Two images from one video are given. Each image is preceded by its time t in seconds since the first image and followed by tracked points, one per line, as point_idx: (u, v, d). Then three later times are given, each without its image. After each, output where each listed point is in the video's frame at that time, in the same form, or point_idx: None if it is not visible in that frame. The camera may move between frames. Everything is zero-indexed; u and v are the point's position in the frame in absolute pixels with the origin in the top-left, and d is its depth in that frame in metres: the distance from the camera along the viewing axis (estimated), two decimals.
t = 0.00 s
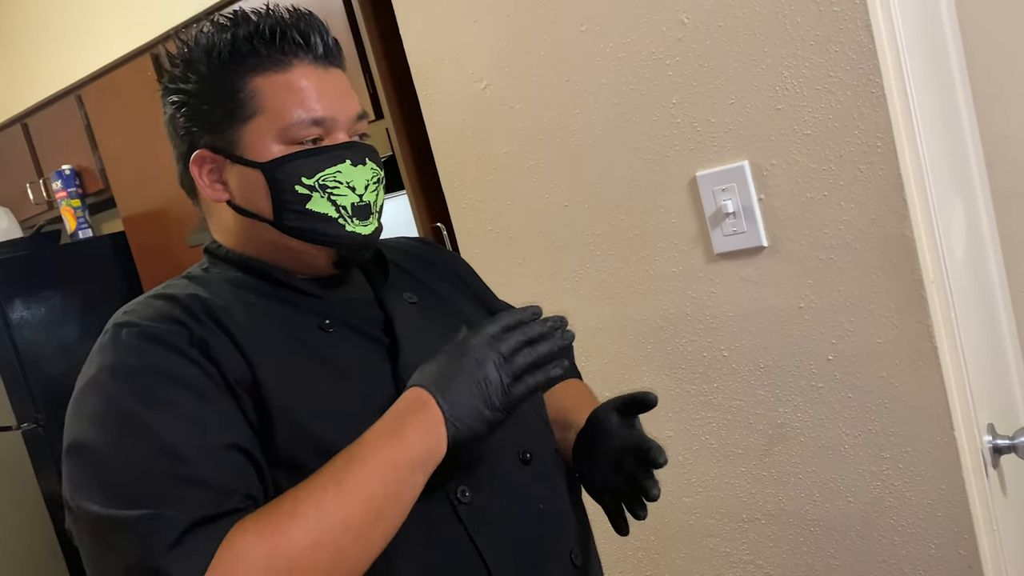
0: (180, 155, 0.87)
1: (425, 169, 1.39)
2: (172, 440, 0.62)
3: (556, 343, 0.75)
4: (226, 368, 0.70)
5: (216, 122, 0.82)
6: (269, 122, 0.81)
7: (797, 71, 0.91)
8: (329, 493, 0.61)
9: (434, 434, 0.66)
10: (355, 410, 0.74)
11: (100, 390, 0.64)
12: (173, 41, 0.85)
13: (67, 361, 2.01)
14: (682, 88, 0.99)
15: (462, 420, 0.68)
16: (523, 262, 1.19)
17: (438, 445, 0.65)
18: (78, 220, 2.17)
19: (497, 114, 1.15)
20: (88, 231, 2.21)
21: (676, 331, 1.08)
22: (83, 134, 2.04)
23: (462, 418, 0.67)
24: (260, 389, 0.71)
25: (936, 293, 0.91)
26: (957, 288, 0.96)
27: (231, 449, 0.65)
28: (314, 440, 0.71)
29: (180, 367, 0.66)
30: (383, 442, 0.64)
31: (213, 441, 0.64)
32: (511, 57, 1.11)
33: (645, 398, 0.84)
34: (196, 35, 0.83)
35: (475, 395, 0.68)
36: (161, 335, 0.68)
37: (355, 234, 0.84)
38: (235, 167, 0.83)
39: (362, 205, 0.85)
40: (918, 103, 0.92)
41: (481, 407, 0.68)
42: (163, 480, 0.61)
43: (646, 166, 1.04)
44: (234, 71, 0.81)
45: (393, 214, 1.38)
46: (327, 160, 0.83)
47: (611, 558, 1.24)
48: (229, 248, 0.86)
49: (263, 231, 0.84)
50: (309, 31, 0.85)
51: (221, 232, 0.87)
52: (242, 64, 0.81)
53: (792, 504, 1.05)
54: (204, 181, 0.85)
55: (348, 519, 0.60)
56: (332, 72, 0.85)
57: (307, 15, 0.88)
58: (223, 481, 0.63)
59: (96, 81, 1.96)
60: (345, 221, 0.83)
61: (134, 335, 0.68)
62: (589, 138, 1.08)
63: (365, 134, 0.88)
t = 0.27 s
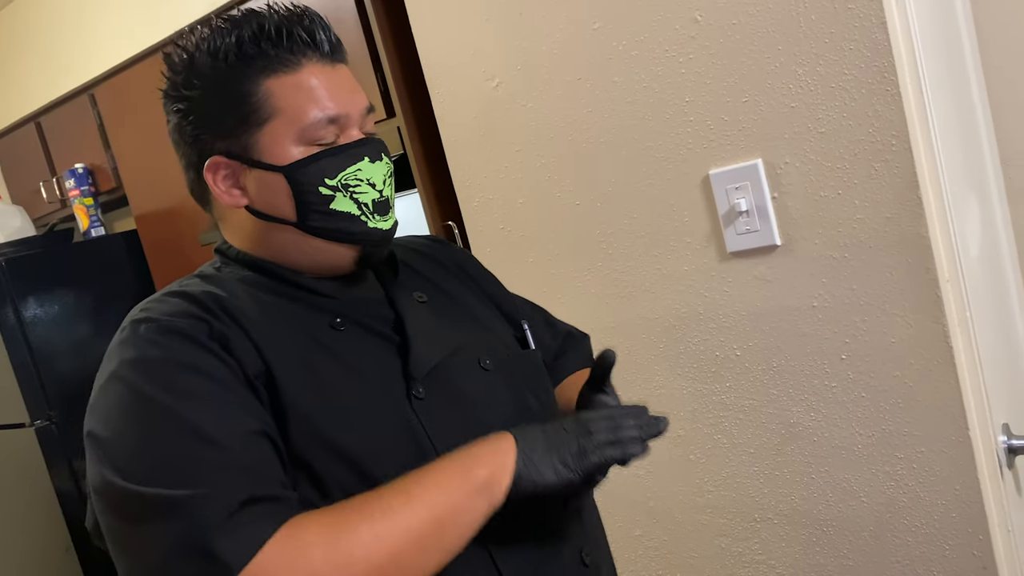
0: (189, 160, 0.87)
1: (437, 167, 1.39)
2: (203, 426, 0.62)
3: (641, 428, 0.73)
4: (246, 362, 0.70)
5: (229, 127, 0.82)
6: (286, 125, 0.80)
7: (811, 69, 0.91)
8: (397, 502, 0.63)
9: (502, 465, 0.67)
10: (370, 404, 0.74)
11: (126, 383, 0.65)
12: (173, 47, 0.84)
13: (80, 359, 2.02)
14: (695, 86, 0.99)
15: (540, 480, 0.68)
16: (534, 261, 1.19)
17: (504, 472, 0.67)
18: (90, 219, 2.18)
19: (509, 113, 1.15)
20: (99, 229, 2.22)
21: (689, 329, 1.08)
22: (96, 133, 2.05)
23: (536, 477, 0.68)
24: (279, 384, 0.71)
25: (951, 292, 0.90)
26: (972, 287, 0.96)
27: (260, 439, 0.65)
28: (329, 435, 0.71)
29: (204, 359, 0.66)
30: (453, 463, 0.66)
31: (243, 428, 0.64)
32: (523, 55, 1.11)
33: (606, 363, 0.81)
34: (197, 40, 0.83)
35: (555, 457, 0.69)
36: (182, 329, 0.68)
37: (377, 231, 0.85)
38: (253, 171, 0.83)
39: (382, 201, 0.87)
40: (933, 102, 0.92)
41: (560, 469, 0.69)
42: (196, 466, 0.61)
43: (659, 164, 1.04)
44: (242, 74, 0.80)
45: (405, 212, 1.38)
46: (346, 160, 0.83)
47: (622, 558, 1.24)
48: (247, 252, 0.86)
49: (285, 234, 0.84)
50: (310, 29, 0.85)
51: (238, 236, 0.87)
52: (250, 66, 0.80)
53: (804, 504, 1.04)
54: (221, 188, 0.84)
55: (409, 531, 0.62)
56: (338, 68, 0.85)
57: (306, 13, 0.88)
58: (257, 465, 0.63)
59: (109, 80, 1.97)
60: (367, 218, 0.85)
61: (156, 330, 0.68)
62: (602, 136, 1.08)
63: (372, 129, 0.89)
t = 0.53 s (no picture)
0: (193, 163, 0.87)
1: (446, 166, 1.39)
2: (215, 422, 0.62)
3: (649, 429, 0.75)
4: (255, 361, 0.70)
5: (216, 136, 0.82)
6: (260, 135, 0.79)
7: (823, 68, 0.91)
8: (418, 508, 0.63)
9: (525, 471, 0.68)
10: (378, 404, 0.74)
11: (138, 379, 0.65)
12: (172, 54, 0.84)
13: (90, 356, 2.03)
14: (705, 85, 0.99)
15: (563, 486, 0.69)
16: (543, 260, 1.19)
17: (524, 478, 0.68)
18: (101, 218, 2.19)
19: (518, 112, 1.15)
20: (110, 228, 2.22)
21: (698, 329, 1.07)
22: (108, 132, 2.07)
23: (559, 483, 0.69)
24: (288, 382, 0.71)
25: (963, 292, 0.90)
26: (984, 287, 0.95)
27: (272, 436, 0.66)
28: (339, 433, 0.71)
29: (214, 357, 0.67)
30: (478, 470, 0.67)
31: (256, 426, 0.64)
32: (533, 54, 1.11)
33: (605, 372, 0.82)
34: (191, 46, 0.82)
35: (576, 462, 0.70)
36: (192, 327, 0.69)
37: (352, 241, 0.82)
38: (234, 178, 0.83)
39: (359, 209, 0.83)
40: (946, 101, 0.91)
41: (579, 474, 0.70)
42: (212, 462, 0.61)
43: (669, 163, 1.04)
44: (222, 83, 0.79)
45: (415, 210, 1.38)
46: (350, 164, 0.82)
47: (631, 558, 1.24)
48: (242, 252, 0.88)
49: (267, 240, 0.84)
50: (293, 29, 0.81)
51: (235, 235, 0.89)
52: (229, 75, 0.79)
53: (814, 504, 1.04)
54: (212, 191, 0.86)
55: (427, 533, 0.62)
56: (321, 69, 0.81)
57: (296, 12, 0.85)
58: (268, 462, 0.63)
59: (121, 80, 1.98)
60: (341, 229, 0.82)
61: (166, 329, 0.68)
62: (612, 135, 1.07)
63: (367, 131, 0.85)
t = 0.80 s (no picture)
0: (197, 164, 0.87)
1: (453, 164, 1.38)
2: (205, 437, 0.62)
3: (631, 422, 0.69)
4: (255, 367, 0.69)
5: (217, 144, 0.81)
6: (259, 141, 0.78)
7: (833, 67, 0.90)
8: (390, 526, 0.61)
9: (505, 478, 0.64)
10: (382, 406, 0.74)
11: (133, 391, 0.64)
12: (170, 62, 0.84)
13: (99, 354, 2.04)
14: (714, 84, 0.98)
15: (550, 478, 0.65)
16: (551, 259, 1.19)
17: (507, 496, 0.63)
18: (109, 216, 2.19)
19: (527, 111, 1.15)
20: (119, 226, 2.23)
21: (707, 329, 1.07)
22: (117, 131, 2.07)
23: (544, 474, 0.65)
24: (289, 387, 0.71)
25: (973, 293, 0.90)
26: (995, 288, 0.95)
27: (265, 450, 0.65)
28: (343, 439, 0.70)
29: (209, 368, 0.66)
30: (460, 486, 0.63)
31: (248, 439, 0.64)
32: (542, 53, 1.11)
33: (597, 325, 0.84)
34: (185, 52, 0.81)
35: (560, 450, 0.66)
36: (190, 337, 0.68)
37: (358, 241, 0.82)
38: (236, 185, 0.83)
39: (363, 210, 0.83)
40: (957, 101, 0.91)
41: (565, 461, 0.65)
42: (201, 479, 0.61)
43: (678, 162, 1.03)
44: (218, 93, 0.79)
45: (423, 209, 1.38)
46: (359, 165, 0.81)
47: (638, 557, 1.24)
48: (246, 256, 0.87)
49: (271, 244, 0.84)
50: (284, 31, 0.80)
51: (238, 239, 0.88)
52: (224, 84, 0.78)
53: (823, 505, 1.04)
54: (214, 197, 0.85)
55: (402, 556, 0.59)
56: (315, 70, 0.80)
57: (289, 13, 0.84)
58: (257, 478, 0.63)
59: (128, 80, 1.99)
60: (347, 230, 0.82)
61: (165, 338, 0.68)
62: (620, 134, 1.07)
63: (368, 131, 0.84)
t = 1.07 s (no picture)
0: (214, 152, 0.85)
1: (461, 161, 1.38)
2: (167, 466, 0.61)
3: (562, 536, 0.55)
4: (248, 380, 0.67)
5: (255, 126, 0.80)
6: (311, 126, 0.78)
7: (845, 64, 0.90)
8: None
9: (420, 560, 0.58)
10: (387, 411, 0.72)
11: (116, 402, 0.64)
12: (203, 38, 0.81)
13: (105, 350, 2.04)
14: (724, 80, 0.98)
15: (457, 575, 0.57)
16: (559, 257, 1.18)
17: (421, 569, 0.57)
18: (116, 212, 2.19)
19: (536, 108, 1.14)
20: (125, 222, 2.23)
21: (716, 327, 1.07)
22: (123, 126, 2.08)
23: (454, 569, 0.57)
24: (284, 398, 0.69)
25: (985, 292, 0.89)
26: (1008, 287, 0.94)
27: (234, 477, 0.64)
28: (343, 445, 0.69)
29: (193, 386, 0.64)
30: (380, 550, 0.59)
31: (213, 469, 0.62)
32: (552, 50, 1.10)
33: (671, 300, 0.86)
34: (224, 31, 0.80)
35: (474, 546, 0.57)
36: (183, 345, 0.66)
37: (397, 233, 0.83)
38: (276, 170, 0.81)
39: (404, 203, 0.84)
40: (970, 99, 0.90)
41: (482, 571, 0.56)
42: (156, 510, 0.60)
43: (688, 160, 1.03)
44: (269, 72, 0.78)
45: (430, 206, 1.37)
46: (374, 159, 0.81)
47: (644, 556, 1.23)
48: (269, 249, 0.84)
49: (306, 233, 0.81)
50: (339, 22, 0.81)
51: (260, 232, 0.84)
52: (277, 64, 0.78)
53: (831, 505, 1.03)
54: (245, 183, 0.82)
55: None
56: (367, 65, 0.81)
57: (333, 5, 0.84)
58: (216, 510, 0.62)
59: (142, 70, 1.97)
60: (389, 222, 0.82)
61: (159, 342, 0.66)
62: (629, 131, 1.07)
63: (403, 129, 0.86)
